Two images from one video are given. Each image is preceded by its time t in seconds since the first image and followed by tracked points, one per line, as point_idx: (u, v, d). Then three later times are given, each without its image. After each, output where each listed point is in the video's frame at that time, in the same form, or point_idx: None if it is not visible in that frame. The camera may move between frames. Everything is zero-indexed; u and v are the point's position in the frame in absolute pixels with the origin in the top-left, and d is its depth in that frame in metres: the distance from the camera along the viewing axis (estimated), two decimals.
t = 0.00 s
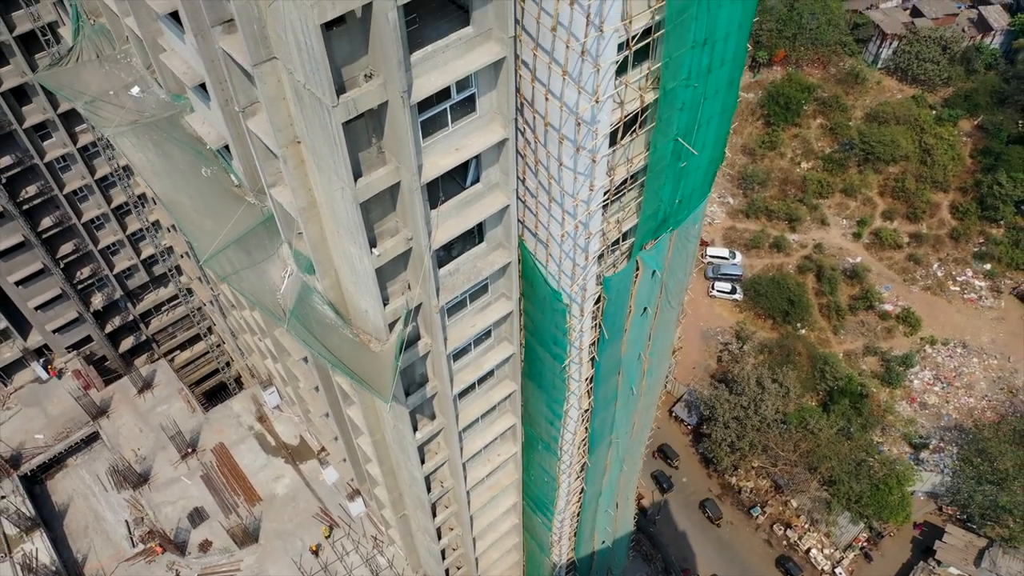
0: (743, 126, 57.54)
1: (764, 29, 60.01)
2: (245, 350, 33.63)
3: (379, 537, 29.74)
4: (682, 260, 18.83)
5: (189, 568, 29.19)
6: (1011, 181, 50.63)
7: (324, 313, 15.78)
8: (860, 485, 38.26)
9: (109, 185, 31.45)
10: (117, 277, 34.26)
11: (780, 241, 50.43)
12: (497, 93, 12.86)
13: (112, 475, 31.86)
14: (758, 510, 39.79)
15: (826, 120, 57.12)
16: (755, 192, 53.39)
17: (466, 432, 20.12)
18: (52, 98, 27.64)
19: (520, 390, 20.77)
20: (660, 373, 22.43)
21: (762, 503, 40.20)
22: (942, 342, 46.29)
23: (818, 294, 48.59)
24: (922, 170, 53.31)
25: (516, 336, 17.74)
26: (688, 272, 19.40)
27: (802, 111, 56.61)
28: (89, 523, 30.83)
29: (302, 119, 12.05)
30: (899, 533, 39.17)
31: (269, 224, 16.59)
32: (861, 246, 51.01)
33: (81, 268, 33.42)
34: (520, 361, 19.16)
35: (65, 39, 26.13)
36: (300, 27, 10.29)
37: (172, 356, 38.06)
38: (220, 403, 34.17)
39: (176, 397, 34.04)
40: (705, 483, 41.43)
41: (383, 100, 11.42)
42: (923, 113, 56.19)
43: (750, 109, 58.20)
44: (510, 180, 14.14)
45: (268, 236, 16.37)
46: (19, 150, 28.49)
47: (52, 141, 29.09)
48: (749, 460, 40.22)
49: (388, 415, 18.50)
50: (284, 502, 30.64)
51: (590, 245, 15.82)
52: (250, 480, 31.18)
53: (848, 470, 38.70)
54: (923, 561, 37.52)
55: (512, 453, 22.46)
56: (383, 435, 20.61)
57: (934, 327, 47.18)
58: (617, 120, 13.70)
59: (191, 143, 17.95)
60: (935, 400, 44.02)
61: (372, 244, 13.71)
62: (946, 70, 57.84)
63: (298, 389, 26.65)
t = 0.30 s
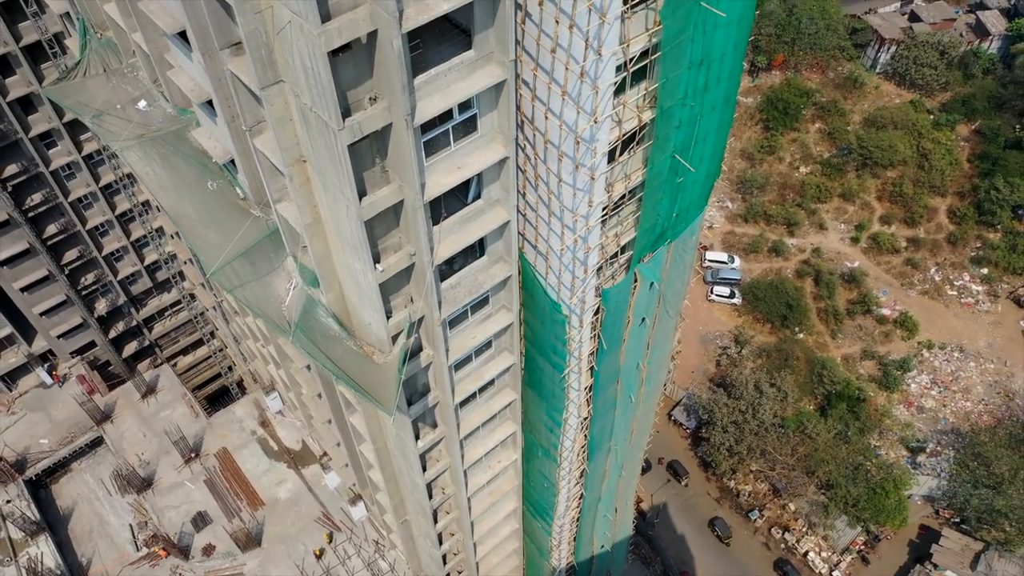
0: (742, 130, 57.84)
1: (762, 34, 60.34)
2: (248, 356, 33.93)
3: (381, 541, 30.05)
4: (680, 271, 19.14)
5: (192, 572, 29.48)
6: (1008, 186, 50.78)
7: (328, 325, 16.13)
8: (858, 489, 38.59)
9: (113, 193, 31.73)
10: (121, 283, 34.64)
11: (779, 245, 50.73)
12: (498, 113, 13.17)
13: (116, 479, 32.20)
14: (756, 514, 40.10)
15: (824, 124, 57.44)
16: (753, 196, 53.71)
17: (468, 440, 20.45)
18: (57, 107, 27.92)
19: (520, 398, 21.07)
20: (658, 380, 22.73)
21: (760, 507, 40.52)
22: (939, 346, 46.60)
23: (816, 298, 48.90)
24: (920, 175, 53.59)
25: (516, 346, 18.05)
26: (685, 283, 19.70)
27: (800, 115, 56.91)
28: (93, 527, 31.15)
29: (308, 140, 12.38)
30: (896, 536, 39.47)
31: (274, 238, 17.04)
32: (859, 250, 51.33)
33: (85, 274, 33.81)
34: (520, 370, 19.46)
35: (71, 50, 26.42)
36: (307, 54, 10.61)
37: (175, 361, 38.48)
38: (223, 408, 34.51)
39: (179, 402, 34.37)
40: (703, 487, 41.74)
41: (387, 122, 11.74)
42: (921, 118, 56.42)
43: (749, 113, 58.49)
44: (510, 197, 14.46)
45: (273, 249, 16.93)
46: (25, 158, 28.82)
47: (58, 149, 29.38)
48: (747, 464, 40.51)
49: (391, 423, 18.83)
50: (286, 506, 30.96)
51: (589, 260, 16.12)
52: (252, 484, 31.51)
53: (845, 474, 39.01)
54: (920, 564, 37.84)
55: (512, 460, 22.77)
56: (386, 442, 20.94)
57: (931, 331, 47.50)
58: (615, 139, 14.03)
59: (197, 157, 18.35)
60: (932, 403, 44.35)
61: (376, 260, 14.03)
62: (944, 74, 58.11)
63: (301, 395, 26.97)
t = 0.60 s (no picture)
0: (741, 135, 58.15)
1: (761, 39, 60.66)
2: (250, 362, 34.25)
3: (382, 545, 30.40)
4: (678, 283, 19.48)
5: None
6: (1005, 191, 51.01)
7: (333, 337, 16.47)
8: (855, 493, 38.94)
9: (118, 200, 32.06)
10: (125, 289, 34.87)
11: (777, 250, 51.03)
12: (499, 133, 13.51)
13: (120, 483, 32.54)
14: (754, 517, 40.42)
15: (823, 129, 57.75)
16: (752, 201, 54.04)
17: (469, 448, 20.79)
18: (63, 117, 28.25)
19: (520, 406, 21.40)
20: (656, 388, 23.06)
21: (758, 510, 40.84)
22: (936, 351, 46.95)
23: (815, 302, 49.22)
24: (917, 180, 53.90)
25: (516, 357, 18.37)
26: (683, 293, 20.04)
27: (799, 120, 57.21)
28: (98, 531, 31.48)
29: (314, 161, 12.72)
30: (893, 539, 39.81)
31: (279, 251, 17.11)
32: (857, 255, 51.67)
33: (90, 280, 34.07)
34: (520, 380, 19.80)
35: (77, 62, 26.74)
36: (315, 80, 10.95)
37: (177, 365, 38.41)
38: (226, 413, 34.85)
39: (183, 408, 34.72)
40: (702, 490, 42.07)
41: (392, 144, 12.08)
42: (919, 123, 56.70)
43: (748, 118, 58.77)
44: (511, 213, 14.80)
45: (279, 262, 17.10)
46: (31, 166, 29.16)
47: (63, 157, 29.73)
48: (745, 468, 40.81)
49: (393, 433, 19.17)
50: (289, 511, 31.30)
51: (588, 273, 16.46)
52: (255, 489, 31.86)
53: (843, 478, 39.34)
54: (916, 568, 38.15)
55: (512, 467, 23.10)
56: (388, 450, 21.27)
57: (928, 335, 47.83)
58: (613, 157, 14.37)
59: (204, 170, 18.59)
60: (929, 408, 44.69)
61: (380, 275, 14.36)
62: (942, 79, 58.41)
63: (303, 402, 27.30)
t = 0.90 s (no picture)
0: (739, 140, 58.49)
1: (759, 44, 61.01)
2: (253, 368, 34.60)
3: (384, 550, 30.81)
4: (675, 294, 19.84)
5: None
6: (1001, 196, 51.42)
7: (337, 350, 16.83)
8: (852, 497, 39.34)
9: (122, 208, 32.53)
10: (128, 295, 35.40)
11: (775, 255, 51.41)
12: (499, 153, 13.86)
13: (124, 488, 32.89)
14: (752, 521, 40.76)
15: (821, 134, 58.06)
16: (751, 206, 54.39)
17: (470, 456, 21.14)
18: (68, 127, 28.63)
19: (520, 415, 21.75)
20: (655, 396, 23.42)
21: (756, 514, 41.17)
22: (933, 355, 47.30)
23: (812, 307, 49.59)
24: (915, 184, 54.22)
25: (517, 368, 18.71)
26: (680, 304, 20.39)
27: (797, 125, 57.54)
28: (103, 536, 31.80)
29: (321, 182, 13.07)
30: (890, 543, 40.16)
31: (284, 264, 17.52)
32: (854, 259, 52.04)
33: (94, 287, 34.50)
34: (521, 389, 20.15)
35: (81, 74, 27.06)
36: (322, 107, 11.30)
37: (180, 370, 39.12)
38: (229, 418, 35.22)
39: (186, 413, 35.04)
40: (701, 494, 42.44)
41: (396, 166, 12.42)
42: (916, 128, 56.98)
43: (746, 123, 59.11)
44: (512, 229, 15.16)
45: (284, 275, 17.46)
46: (36, 176, 29.54)
47: (69, 167, 30.14)
48: (743, 472, 41.20)
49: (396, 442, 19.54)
50: (292, 516, 31.64)
51: (587, 287, 16.81)
52: (258, 494, 32.18)
53: (840, 482, 39.72)
54: (913, 571, 38.50)
55: (512, 475, 23.44)
56: (391, 458, 21.63)
57: (925, 339, 48.20)
58: (612, 176, 14.73)
59: (210, 184, 18.99)
60: (926, 412, 45.06)
61: (383, 291, 14.71)
62: (939, 84, 58.74)
63: (306, 409, 27.67)
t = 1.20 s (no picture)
0: (738, 144, 58.79)
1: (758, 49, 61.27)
2: (255, 373, 34.95)
3: (385, 554, 31.23)
4: (673, 305, 20.18)
5: None
6: (998, 202, 51.81)
7: (340, 362, 17.25)
8: (849, 501, 39.67)
9: (127, 216, 32.88)
10: (132, 301, 35.68)
11: (773, 259, 51.76)
12: (500, 172, 14.20)
13: (128, 493, 33.21)
14: (750, 524, 41.07)
15: (819, 139, 58.30)
16: (749, 210, 54.70)
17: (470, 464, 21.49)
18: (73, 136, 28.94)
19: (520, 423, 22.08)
20: (653, 404, 23.75)
21: (754, 517, 41.47)
22: (930, 359, 47.62)
23: (810, 311, 49.92)
24: (912, 189, 54.53)
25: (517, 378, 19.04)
26: (678, 314, 20.73)
27: (795, 130, 57.81)
28: (107, 541, 32.10)
29: (325, 200, 13.39)
30: (887, 546, 40.50)
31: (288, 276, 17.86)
32: (852, 264, 52.38)
33: (98, 294, 34.80)
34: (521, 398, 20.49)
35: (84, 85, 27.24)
36: (328, 132, 11.62)
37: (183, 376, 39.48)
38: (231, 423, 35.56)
39: (189, 418, 35.39)
40: (699, 497, 42.79)
41: (399, 187, 12.76)
42: (914, 132, 57.25)
43: (744, 127, 59.38)
44: (512, 245, 15.50)
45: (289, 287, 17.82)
46: (42, 184, 29.85)
47: (74, 175, 30.47)
48: (741, 475, 41.49)
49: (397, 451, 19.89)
50: (294, 521, 31.97)
51: (586, 299, 17.16)
52: (261, 499, 32.52)
53: (837, 487, 40.05)
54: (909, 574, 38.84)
55: (512, 482, 23.78)
56: (393, 465, 21.97)
57: (922, 344, 48.56)
58: (610, 193, 15.06)
59: (215, 198, 19.32)
60: (923, 416, 45.41)
61: (386, 305, 15.05)
62: (937, 89, 59.06)
63: (308, 416, 28.00)
